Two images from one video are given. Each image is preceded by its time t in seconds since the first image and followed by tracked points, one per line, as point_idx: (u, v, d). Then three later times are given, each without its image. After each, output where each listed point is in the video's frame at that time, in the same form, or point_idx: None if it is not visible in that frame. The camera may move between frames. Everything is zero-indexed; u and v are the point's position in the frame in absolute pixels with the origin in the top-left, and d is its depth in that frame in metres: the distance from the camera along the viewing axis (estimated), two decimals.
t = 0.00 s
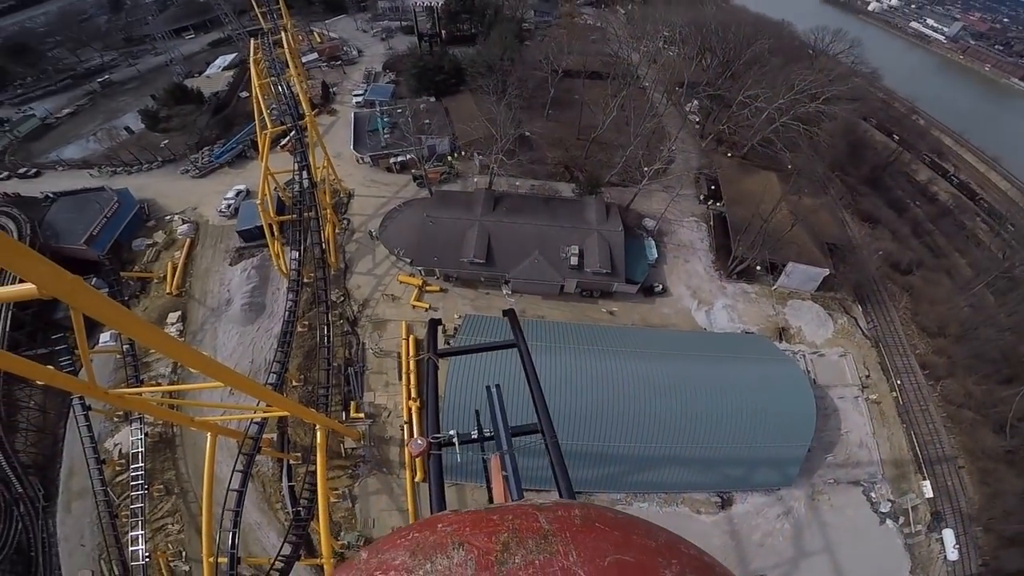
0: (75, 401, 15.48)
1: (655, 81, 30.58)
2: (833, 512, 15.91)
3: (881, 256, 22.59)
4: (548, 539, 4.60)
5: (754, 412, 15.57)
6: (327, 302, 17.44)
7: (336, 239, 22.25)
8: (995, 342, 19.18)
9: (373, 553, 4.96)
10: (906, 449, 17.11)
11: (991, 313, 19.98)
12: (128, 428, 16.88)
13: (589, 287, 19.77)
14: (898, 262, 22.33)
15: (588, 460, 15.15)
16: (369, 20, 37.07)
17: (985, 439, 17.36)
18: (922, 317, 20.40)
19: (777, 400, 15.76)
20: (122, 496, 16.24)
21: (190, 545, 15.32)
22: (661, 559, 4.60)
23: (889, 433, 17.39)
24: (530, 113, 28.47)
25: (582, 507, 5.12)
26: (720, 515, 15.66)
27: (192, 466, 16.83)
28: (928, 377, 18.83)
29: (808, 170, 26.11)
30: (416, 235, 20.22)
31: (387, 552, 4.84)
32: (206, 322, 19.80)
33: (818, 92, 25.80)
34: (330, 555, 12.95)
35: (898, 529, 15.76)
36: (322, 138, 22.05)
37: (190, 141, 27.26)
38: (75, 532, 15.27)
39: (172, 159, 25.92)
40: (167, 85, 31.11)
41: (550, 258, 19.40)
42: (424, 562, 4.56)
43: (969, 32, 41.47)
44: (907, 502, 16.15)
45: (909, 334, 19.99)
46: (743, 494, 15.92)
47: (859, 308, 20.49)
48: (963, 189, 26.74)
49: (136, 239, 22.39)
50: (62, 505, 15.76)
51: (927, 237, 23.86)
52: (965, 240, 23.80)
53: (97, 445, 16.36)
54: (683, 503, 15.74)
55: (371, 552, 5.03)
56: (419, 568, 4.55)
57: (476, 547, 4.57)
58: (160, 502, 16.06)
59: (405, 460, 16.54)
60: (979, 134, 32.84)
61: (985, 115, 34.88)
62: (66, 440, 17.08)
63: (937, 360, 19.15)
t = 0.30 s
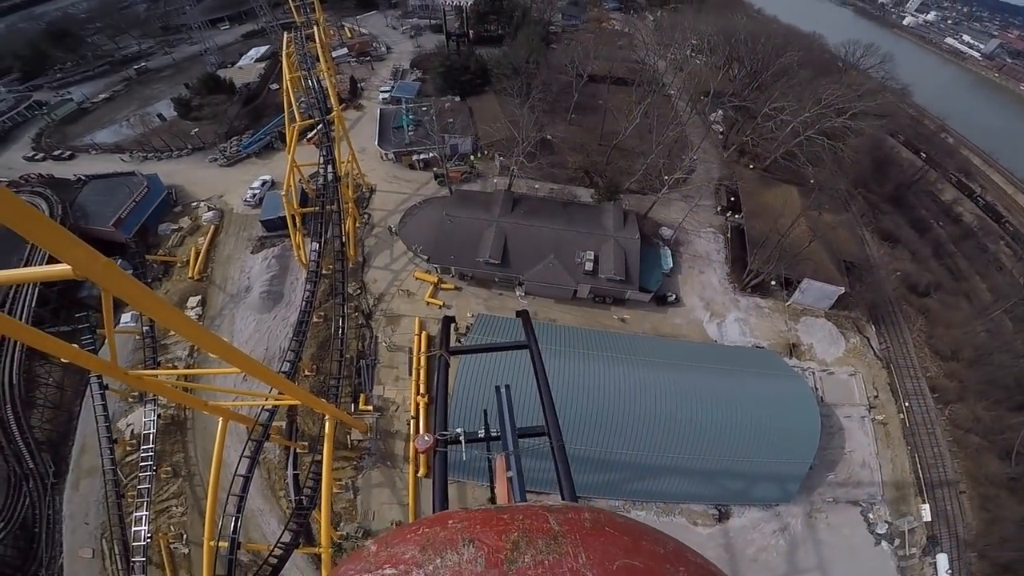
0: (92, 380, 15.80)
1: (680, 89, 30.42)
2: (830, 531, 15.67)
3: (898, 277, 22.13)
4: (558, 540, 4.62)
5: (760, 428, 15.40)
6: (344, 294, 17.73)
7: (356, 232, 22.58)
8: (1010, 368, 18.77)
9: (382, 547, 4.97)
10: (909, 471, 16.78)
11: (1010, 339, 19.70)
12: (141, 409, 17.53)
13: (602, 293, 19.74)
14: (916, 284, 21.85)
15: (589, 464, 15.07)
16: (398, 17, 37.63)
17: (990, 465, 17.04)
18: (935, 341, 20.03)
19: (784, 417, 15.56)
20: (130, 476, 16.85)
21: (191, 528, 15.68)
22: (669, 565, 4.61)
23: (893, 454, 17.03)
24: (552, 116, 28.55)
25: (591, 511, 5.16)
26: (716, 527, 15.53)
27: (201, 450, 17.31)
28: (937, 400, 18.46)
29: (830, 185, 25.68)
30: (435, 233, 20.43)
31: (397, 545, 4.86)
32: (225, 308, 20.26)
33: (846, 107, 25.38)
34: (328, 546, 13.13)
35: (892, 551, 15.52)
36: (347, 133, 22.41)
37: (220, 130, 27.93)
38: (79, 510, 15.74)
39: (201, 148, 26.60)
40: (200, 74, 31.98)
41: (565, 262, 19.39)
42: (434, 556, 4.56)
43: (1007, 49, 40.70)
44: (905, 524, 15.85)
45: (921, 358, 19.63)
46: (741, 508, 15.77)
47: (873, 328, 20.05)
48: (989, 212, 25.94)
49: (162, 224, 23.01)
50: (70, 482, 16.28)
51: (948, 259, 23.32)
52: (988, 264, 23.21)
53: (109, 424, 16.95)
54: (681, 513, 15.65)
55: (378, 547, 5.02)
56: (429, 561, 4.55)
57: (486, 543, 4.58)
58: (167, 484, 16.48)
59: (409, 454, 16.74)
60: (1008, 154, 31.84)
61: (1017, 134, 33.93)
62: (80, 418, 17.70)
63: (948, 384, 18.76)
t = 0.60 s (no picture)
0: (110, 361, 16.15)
1: (703, 96, 30.17)
2: (824, 545, 15.54)
3: (914, 296, 21.65)
4: (572, 541, 4.65)
5: (765, 443, 15.24)
6: (358, 288, 17.99)
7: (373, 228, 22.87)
8: None
9: (395, 542, 5.00)
10: (909, 489, 16.52)
11: None
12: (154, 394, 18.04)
13: (612, 299, 19.69)
14: (931, 303, 21.38)
15: (590, 468, 14.98)
16: (424, 15, 38.02)
17: (992, 483, 16.65)
18: (947, 360, 19.58)
19: (791, 434, 15.37)
20: (137, 459, 17.30)
21: (193, 515, 16.02)
22: (682, 569, 4.65)
23: (895, 472, 16.77)
24: (571, 119, 28.57)
25: (604, 512, 5.20)
26: (712, 536, 15.46)
27: (208, 437, 17.68)
28: (944, 419, 18.06)
29: (849, 200, 25.27)
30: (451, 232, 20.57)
31: (410, 542, 4.90)
32: (241, 297, 20.66)
33: (871, 120, 24.88)
34: (328, 537, 13.30)
35: (885, 567, 15.35)
36: (369, 130, 22.73)
37: (246, 122, 28.49)
38: (85, 492, 16.26)
39: (227, 139, 27.16)
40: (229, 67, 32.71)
41: (577, 267, 19.38)
42: (448, 554, 4.60)
43: None
44: (900, 541, 15.69)
45: (930, 376, 19.14)
46: (738, 518, 15.66)
47: (884, 346, 19.64)
48: (1014, 231, 25.24)
49: (185, 212, 23.57)
50: (78, 463, 16.86)
51: (967, 279, 22.78)
52: (1009, 285, 22.59)
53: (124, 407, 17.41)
54: (678, 521, 15.58)
55: (391, 541, 5.06)
56: (443, 559, 4.58)
57: (501, 543, 4.60)
58: (173, 469, 16.86)
59: (413, 449, 16.92)
60: None
61: None
62: (94, 400, 18.28)
63: (956, 405, 18.35)
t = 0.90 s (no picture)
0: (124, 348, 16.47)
1: (722, 104, 29.97)
2: (821, 556, 15.35)
3: (925, 311, 21.25)
4: (573, 542, 4.65)
5: (767, 456, 15.06)
6: (370, 283, 18.13)
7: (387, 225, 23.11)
8: None
9: (396, 540, 5.00)
10: (910, 503, 16.26)
11: None
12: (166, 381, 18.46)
13: (621, 304, 19.65)
14: (943, 319, 20.97)
15: (591, 470, 14.94)
16: (446, 15, 38.40)
17: (993, 501, 16.43)
18: (956, 377, 19.21)
19: (794, 448, 15.16)
20: (145, 445, 17.71)
21: (196, 503, 16.28)
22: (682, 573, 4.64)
23: (896, 485, 16.51)
24: (588, 123, 28.59)
25: (605, 515, 5.20)
26: (709, 544, 15.36)
27: (216, 425, 18.00)
28: (949, 435, 17.72)
29: (865, 213, 24.94)
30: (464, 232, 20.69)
31: (412, 539, 4.91)
32: (256, 288, 20.98)
33: (891, 133, 24.55)
34: (329, 528, 13.44)
35: None
36: (388, 128, 23.00)
37: (267, 116, 28.96)
38: (92, 476, 16.67)
39: (248, 132, 27.63)
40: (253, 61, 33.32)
41: (587, 271, 19.36)
42: (449, 552, 4.61)
43: None
44: (897, 555, 15.49)
45: (938, 392, 18.77)
46: (735, 526, 15.58)
47: (892, 360, 19.27)
48: None
49: (204, 203, 24.04)
50: (87, 448, 17.31)
51: (982, 296, 22.31)
52: None
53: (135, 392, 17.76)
54: (676, 527, 15.54)
55: (392, 539, 5.06)
56: (444, 558, 4.59)
57: (501, 543, 4.61)
58: (179, 456, 17.18)
59: (417, 445, 17.04)
60: None
61: None
62: (105, 384, 18.87)
63: (963, 421, 17.99)
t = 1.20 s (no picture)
0: (139, 334, 16.88)
1: (741, 111, 29.70)
2: (814, 568, 15.23)
3: (935, 328, 20.89)
4: (583, 547, 4.36)
5: (769, 468, 14.95)
6: (382, 280, 18.32)
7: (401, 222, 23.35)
8: None
9: (404, 539, 4.71)
10: (907, 517, 16.09)
11: None
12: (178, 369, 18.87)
13: (630, 310, 19.63)
14: (953, 337, 20.61)
15: (592, 473, 14.94)
16: (466, 15, 38.68)
17: (990, 517, 16.15)
18: (963, 395, 18.89)
19: (797, 461, 15.01)
20: (154, 432, 18.09)
21: (200, 491, 16.57)
22: None
23: (894, 499, 16.35)
24: (604, 128, 28.60)
25: (616, 520, 4.91)
26: (704, 550, 15.29)
27: (224, 414, 18.32)
28: (952, 451, 17.46)
29: (880, 226, 24.62)
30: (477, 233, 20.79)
31: (420, 539, 4.62)
32: (270, 280, 21.31)
33: (910, 146, 24.18)
34: (330, 520, 13.61)
35: None
36: (406, 126, 23.27)
37: (288, 111, 29.39)
38: (99, 462, 17.13)
39: (269, 126, 28.08)
40: (276, 56, 33.86)
41: (597, 275, 19.35)
42: (458, 554, 4.32)
43: None
44: (890, 569, 15.35)
45: (943, 408, 18.49)
46: (731, 535, 15.47)
47: (899, 376, 19.01)
48: None
49: (223, 194, 24.50)
50: (97, 433, 17.81)
51: (996, 315, 21.85)
52: None
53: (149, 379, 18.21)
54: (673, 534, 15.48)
55: (398, 537, 4.79)
56: (453, 558, 4.30)
57: (511, 545, 4.32)
58: (187, 444, 17.51)
59: (421, 441, 17.19)
60: None
61: None
62: (118, 370, 19.47)
63: (967, 438, 17.71)
